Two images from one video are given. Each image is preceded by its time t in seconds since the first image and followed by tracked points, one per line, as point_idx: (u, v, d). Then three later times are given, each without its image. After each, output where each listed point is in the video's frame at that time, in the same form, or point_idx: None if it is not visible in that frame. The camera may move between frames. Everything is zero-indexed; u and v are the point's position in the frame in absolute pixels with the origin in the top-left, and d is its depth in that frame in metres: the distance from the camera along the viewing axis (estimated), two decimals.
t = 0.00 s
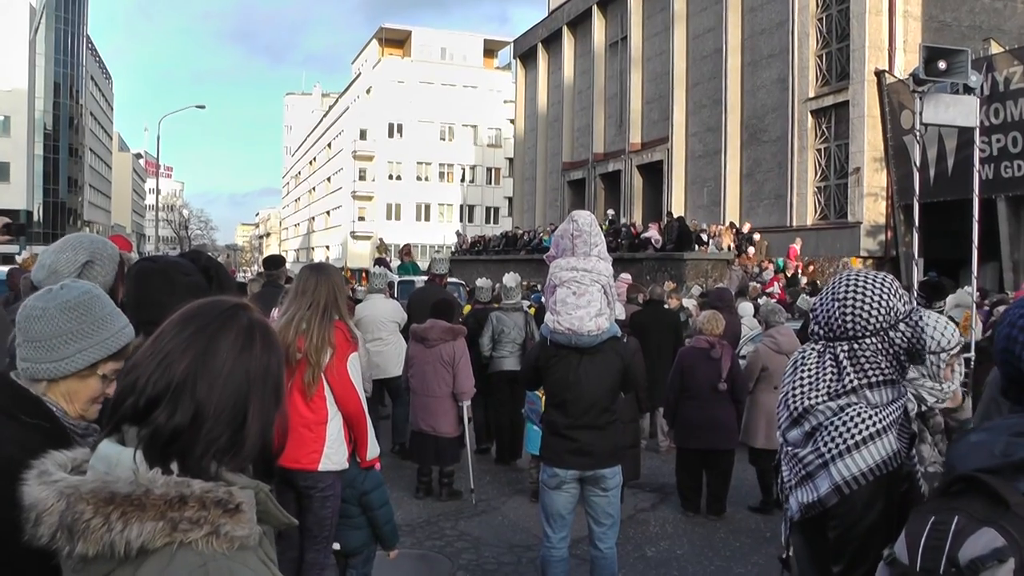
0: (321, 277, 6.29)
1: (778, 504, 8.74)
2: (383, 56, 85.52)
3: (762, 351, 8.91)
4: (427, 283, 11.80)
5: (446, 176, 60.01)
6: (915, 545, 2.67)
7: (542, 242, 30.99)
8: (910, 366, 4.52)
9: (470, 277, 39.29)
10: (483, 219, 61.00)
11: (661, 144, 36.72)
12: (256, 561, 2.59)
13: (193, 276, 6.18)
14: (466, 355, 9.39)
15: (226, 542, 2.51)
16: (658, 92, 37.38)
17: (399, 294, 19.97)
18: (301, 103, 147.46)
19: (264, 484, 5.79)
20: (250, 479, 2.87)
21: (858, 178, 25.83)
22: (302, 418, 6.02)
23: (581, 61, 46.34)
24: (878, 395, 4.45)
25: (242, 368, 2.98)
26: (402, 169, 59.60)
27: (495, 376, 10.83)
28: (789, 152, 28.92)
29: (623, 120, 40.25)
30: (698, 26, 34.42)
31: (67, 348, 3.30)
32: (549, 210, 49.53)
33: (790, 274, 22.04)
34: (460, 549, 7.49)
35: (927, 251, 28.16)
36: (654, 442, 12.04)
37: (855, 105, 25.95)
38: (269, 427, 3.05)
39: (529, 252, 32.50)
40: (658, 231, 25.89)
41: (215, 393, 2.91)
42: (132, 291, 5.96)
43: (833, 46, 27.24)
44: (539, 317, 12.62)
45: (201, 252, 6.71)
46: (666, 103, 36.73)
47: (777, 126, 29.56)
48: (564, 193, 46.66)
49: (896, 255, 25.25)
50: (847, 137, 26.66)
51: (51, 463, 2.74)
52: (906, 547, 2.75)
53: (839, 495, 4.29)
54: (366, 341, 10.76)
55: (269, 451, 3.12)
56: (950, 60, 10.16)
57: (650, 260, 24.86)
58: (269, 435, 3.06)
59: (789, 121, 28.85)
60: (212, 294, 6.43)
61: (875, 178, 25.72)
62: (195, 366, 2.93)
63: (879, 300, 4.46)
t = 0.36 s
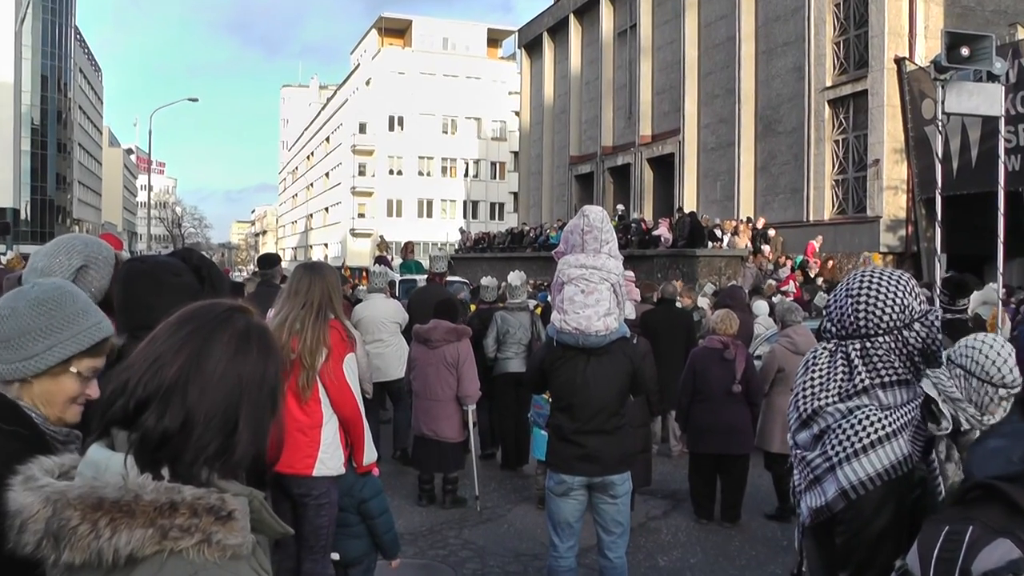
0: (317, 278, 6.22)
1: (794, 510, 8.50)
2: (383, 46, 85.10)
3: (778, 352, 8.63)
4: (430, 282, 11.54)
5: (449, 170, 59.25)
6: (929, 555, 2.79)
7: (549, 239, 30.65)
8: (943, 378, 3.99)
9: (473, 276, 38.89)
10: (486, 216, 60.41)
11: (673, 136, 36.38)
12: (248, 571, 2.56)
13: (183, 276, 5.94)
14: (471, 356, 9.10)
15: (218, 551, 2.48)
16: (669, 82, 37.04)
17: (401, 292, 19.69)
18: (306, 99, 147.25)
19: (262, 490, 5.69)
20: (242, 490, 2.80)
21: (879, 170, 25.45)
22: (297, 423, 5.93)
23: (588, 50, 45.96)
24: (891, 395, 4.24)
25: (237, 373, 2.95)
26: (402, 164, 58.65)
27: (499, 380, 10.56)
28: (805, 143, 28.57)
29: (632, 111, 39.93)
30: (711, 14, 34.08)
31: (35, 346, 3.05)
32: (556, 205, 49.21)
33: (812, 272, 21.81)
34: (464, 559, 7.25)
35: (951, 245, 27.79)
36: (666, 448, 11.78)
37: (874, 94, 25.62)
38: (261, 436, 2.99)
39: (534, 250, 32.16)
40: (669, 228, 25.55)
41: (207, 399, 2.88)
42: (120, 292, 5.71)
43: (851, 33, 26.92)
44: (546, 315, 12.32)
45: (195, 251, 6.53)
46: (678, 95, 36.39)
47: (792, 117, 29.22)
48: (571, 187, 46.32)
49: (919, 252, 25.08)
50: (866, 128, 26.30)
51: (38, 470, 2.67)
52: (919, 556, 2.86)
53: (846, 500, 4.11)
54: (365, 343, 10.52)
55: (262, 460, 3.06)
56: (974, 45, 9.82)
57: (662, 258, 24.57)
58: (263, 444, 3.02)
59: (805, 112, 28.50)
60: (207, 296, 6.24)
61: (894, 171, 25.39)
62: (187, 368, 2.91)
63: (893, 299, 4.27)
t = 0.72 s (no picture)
0: (310, 285, 6.19)
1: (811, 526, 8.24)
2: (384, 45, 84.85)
3: (793, 361, 8.35)
4: (429, 289, 11.29)
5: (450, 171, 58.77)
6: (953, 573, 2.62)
7: (554, 242, 30.35)
8: (989, 410, 3.30)
9: (477, 281, 38.55)
10: (490, 220, 59.91)
11: (683, 135, 36.13)
12: None
13: (177, 286, 5.54)
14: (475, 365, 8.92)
15: (232, 563, 2.48)
16: (679, 79, 36.82)
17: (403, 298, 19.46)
18: (310, 102, 147.04)
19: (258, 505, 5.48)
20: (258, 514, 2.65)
21: (898, 170, 25.09)
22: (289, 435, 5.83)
23: (594, 47, 45.67)
24: (913, 406, 3.95)
25: (261, 389, 2.86)
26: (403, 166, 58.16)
27: (502, 390, 10.34)
28: (820, 142, 28.28)
29: (641, 110, 39.72)
30: (723, 8, 33.81)
31: None
32: (562, 206, 48.91)
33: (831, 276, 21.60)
34: None
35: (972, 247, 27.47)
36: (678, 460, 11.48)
37: (893, 89, 25.25)
38: (288, 459, 2.90)
39: (540, 254, 31.86)
40: (679, 231, 25.31)
41: (232, 412, 2.80)
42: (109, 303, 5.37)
43: (869, 26, 26.61)
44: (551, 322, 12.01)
45: (184, 256, 6.29)
46: (689, 94, 36.11)
47: (808, 115, 28.95)
48: (578, 189, 46.03)
49: (941, 254, 24.72)
50: (884, 126, 25.99)
51: (53, 462, 2.55)
52: None
53: (874, 516, 3.72)
54: (363, 352, 10.28)
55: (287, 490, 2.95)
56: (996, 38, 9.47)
57: (673, 262, 24.29)
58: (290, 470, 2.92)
59: (821, 109, 28.21)
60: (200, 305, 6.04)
61: (914, 171, 25.01)
62: (213, 379, 2.84)
63: (912, 305, 4.00)
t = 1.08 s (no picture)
0: (302, 287, 6.15)
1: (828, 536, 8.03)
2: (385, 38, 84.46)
3: (809, 362, 8.12)
4: (428, 290, 11.00)
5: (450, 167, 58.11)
6: None
7: (559, 240, 29.97)
8: None
9: (480, 279, 38.15)
10: (492, 217, 59.16)
11: (693, 128, 35.77)
12: None
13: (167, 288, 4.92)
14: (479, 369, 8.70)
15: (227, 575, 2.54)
16: (689, 70, 36.49)
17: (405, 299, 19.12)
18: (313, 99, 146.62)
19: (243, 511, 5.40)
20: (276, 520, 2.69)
21: (918, 162, 24.64)
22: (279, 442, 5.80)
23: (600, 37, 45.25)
24: (951, 408, 3.76)
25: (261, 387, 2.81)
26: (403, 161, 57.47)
27: (507, 395, 10.11)
28: (837, 134, 27.94)
29: (650, 103, 39.38)
30: None
31: None
32: (568, 203, 48.56)
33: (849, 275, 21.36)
34: None
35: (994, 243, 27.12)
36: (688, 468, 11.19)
37: (911, 79, 24.86)
38: (293, 457, 2.89)
39: (545, 253, 31.50)
40: (689, 228, 25.01)
41: (226, 420, 2.74)
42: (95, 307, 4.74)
43: (887, 14, 26.24)
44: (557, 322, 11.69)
45: (175, 257, 6.05)
46: (700, 86, 35.75)
47: (824, 106, 28.60)
48: (585, 185, 45.61)
49: (963, 250, 24.25)
50: (903, 117, 25.67)
51: (45, 470, 2.57)
52: None
53: (925, 525, 3.59)
54: (361, 357, 10.02)
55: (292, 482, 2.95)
56: None
57: (683, 260, 23.95)
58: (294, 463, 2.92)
59: (837, 100, 27.87)
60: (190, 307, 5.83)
61: (934, 164, 24.47)
62: (201, 387, 2.75)
63: (946, 302, 3.74)
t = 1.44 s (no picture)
0: (298, 289, 5.95)
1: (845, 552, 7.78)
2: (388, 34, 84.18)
3: (826, 369, 7.83)
4: (428, 293, 10.75)
5: (453, 165, 57.47)
6: None
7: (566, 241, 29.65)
8: None
9: (484, 282, 37.81)
10: (496, 217, 58.43)
11: (706, 125, 35.48)
12: None
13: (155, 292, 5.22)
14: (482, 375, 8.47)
15: None
16: (701, 65, 36.22)
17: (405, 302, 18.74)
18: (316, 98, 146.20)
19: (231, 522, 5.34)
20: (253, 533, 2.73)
21: (941, 161, 24.30)
22: (274, 451, 5.64)
23: (608, 30, 44.87)
24: (996, 420, 3.54)
25: (194, 389, 3.02)
26: (402, 159, 56.80)
27: (510, 402, 9.83)
28: (857, 130, 27.59)
29: (660, 99, 39.11)
30: None
31: None
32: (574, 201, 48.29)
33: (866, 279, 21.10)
34: None
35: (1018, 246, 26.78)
36: (700, 479, 10.91)
37: (935, 74, 24.58)
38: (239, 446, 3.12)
39: (551, 254, 31.17)
40: (700, 229, 24.74)
41: (162, 425, 2.94)
42: (83, 303, 4.91)
43: (908, 6, 25.90)
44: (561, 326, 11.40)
45: (165, 258, 5.79)
46: (713, 81, 35.48)
47: (843, 101, 28.29)
48: (592, 183, 45.25)
49: (988, 251, 23.82)
50: (926, 113, 25.35)
51: None
52: None
53: (977, 549, 3.37)
54: (360, 360, 9.78)
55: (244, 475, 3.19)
56: None
57: (695, 262, 23.66)
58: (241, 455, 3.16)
59: (857, 96, 27.54)
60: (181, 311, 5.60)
61: (959, 162, 24.17)
62: (135, 397, 2.94)
63: (985, 306, 3.54)
